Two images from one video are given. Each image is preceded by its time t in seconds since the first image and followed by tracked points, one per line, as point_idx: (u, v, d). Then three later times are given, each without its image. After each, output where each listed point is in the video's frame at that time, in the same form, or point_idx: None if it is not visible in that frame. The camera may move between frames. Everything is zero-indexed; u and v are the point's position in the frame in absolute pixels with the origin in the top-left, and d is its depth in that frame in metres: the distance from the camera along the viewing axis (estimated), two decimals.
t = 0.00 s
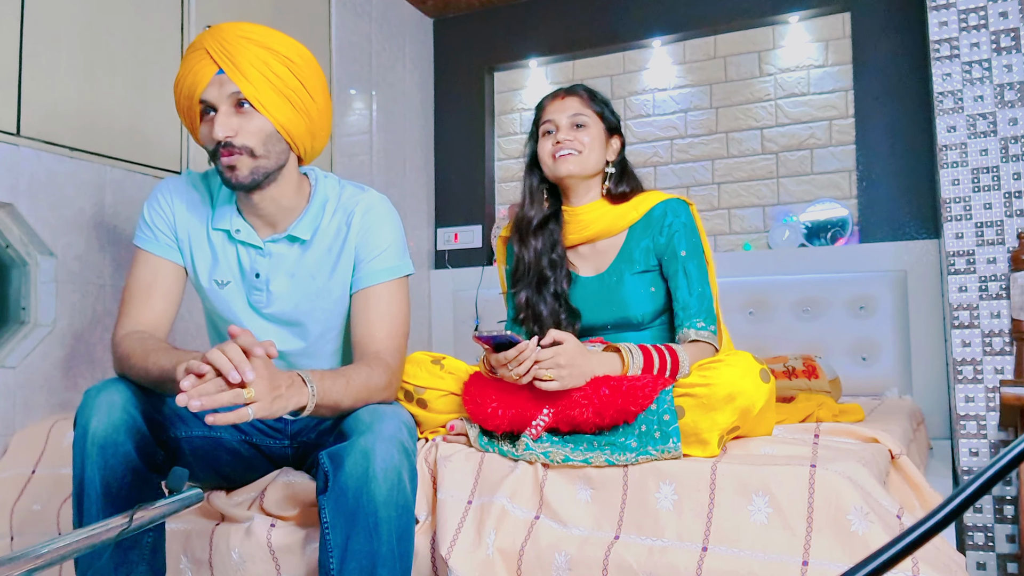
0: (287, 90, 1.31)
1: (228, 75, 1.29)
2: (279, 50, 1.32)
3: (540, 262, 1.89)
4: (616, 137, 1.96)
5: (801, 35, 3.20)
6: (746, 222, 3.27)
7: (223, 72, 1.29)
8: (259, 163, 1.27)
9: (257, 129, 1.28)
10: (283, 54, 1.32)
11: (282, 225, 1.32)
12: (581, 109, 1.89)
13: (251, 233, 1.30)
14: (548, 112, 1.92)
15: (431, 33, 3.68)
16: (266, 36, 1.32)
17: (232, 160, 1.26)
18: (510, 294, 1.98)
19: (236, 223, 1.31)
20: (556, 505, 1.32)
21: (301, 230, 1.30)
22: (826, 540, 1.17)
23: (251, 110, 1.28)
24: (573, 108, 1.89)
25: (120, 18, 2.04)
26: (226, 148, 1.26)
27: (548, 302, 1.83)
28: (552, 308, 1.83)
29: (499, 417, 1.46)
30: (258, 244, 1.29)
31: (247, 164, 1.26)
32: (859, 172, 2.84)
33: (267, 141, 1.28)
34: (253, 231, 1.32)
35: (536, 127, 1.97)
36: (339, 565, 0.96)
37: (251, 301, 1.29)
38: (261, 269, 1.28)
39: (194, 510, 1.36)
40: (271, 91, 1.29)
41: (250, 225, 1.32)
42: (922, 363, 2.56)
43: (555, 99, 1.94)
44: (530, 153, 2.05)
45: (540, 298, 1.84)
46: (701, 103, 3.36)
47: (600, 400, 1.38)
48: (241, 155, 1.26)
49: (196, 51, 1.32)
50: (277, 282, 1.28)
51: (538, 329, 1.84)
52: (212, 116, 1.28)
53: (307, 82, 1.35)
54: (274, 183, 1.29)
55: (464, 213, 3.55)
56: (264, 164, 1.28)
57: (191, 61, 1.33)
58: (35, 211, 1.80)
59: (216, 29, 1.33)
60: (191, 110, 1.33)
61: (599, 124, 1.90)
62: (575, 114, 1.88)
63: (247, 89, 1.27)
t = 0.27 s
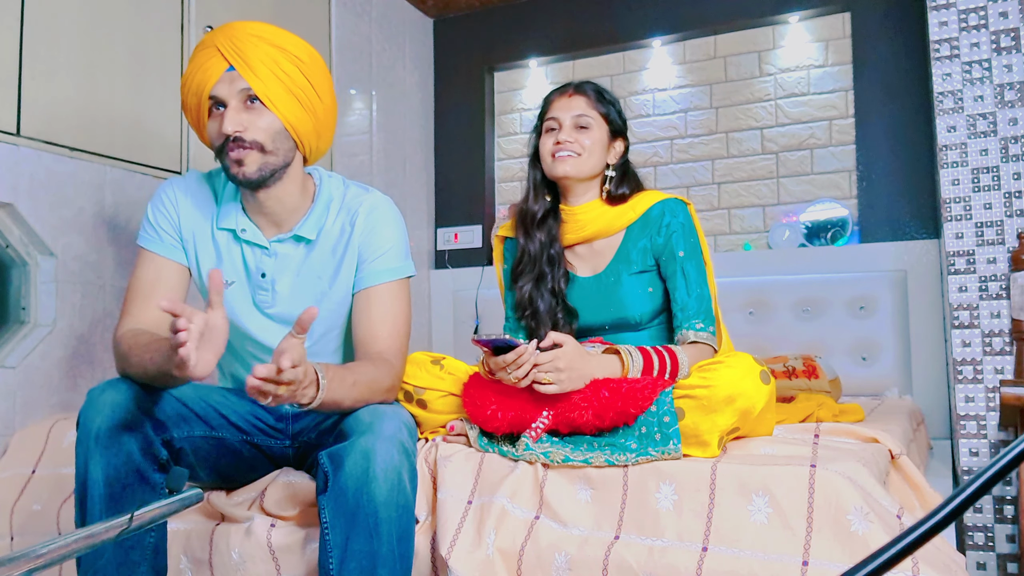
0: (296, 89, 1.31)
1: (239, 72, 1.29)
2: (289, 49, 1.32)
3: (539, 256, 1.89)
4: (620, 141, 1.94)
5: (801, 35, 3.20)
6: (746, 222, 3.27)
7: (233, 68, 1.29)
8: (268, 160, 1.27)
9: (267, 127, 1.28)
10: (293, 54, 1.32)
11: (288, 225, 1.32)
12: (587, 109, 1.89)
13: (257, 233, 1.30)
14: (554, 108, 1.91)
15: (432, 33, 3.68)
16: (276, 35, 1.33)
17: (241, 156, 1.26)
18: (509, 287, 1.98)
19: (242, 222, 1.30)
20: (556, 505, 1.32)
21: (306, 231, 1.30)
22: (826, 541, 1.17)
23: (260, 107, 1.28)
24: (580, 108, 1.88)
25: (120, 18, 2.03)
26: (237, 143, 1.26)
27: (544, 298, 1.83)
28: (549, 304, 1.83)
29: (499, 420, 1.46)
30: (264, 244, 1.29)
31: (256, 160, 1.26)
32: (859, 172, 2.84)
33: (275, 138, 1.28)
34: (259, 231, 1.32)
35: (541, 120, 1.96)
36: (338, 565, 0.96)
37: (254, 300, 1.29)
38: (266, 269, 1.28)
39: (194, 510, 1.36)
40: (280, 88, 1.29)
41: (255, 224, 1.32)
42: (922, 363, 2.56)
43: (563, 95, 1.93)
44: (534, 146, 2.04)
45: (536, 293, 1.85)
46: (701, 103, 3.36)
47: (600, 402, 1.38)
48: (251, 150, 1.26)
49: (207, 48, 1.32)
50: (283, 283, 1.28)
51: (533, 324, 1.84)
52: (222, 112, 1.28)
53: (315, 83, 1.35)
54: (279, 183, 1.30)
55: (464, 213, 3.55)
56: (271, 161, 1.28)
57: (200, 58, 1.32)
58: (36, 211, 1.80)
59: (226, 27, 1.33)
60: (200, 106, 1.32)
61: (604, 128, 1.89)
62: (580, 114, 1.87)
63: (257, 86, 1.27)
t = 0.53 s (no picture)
0: (299, 91, 1.31)
1: (245, 67, 1.29)
2: (299, 51, 1.33)
3: (541, 252, 1.88)
4: (627, 146, 1.94)
5: (801, 35, 3.20)
6: (746, 222, 3.27)
7: (240, 64, 1.30)
8: (261, 159, 1.27)
9: (263, 125, 1.28)
10: (302, 56, 1.33)
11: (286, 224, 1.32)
12: (597, 113, 1.88)
13: (256, 230, 1.30)
14: (564, 108, 1.90)
15: (432, 33, 3.68)
16: (289, 36, 1.33)
17: (234, 150, 1.26)
18: (508, 281, 1.98)
19: (241, 220, 1.30)
20: (556, 505, 1.32)
21: (306, 230, 1.29)
22: (826, 541, 1.17)
23: (258, 104, 1.28)
24: (589, 112, 1.87)
25: (120, 18, 2.03)
26: (230, 137, 1.26)
27: (543, 293, 1.83)
28: (547, 301, 1.83)
29: (499, 420, 1.46)
30: (263, 242, 1.29)
31: (247, 156, 1.26)
32: (859, 172, 2.84)
33: (271, 136, 1.28)
34: (259, 229, 1.31)
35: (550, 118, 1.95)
36: (339, 565, 0.96)
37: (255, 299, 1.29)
38: (265, 267, 1.28)
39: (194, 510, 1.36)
40: (282, 87, 1.29)
41: (255, 223, 1.32)
42: (922, 363, 2.56)
43: (574, 95, 1.92)
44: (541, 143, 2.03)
45: (535, 288, 1.84)
46: (701, 103, 3.36)
47: (600, 403, 1.38)
48: (243, 146, 1.26)
49: (220, 42, 1.33)
50: (282, 281, 1.27)
51: (530, 319, 1.84)
52: (222, 105, 1.28)
53: (322, 88, 1.35)
54: (277, 181, 1.30)
55: (464, 213, 3.55)
56: (264, 159, 1.27)
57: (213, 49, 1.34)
58: (36, 211, 1.80)
59: (243, 23, 1.34)
60: (204, 98, 1.33)
61: (612, 133, 1.89)
62: (589, 118, 1.86)
63: (258, 83, 1.28)
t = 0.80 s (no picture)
0: (297, 95, 1.32)
1: (244, 67, 1.30)
2: (300, 56, 1.34)
3: (546, 251, 1.88)
4: (632, 146, 1.93)
5: (801, 35, 3.20)
6: (746, 222, 3.27)
7: (240, 64, 1.31)
8: (251, 159, 1.26)
9: (256, 125, 1.28)
10: (303, 61, 1.33)
11: (285, 224, 1.32)
12: (603, 114, 1.88)
13: (254, 230, 1.30)
14: (570, 108, 1.90)
15: (432, 33, 3.68)
16: (293, 40, 1.34)
17: (226, 148, 1.26)
18: (512, 278, 1.98)
19: (239, 219, 1.31)
20: (556, 505, 1.32)
21: (304, 230, 1.29)
22: (826, 541, 1.17)
23: (252, 104, 1.29)
24: (595, 112, 1.87)
25: (120, 17, 2.04)
26: (223, 136, 1.26)
27: (547, 293, 1.83)
28: (551, 301, 1.83)
29: (499, 420, 1.46)
30: (260, 242, 1.29)
31: (238, 155, 1.26)
32: (859, 172, 2.84)
33: (263, 138, 1.28)
34: (257, 228, 1.31)
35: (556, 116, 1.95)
36: (339, 565, 0.96)
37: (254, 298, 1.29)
38: (263, 267, 1.28)
39: (194, 510, 1.36)
40: (279, 90, 1.30)
41: (254, 222, 1.32)
42: (922, 363, 2.56)
43: (581, 94, 1.91)
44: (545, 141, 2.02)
45: (540, 287, 1.85)
46: (701, 103, 3.36)
47: (600, 404, 1.38)
48: (235, 146, 1.26)
49: (225, 41, 1.35)
50: (280, 281, 1.28)
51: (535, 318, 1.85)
52: (217, 103, 1.29)
53: (321, 92, 1.35)
54: (273, 180, 1.30)
55: (464, 213, 3.55)
56: (256, 160, 1.27)
57: (219, 48, 1.35)
58: (35, 211, 1.80)
59: (250, 24, 1.35)
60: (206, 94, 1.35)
61: (617, 134, 1.88)
62: (595, 118, 1.86)
63: (255, 83, 1.28)
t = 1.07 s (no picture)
0: (306, 97, 1.32)
1: (253, 68, 1.30)
2: (310, 58, 1.34)
3: (547, 249, 1.88)
4: (635, 147, 1.93)
5: (801, 35, 3.20)
6: (746, 222, 3.27)
7: (250, 65, 1.31)
8: (261, 159, 1.27)
9: (266, 127, 1.29)
10: (312, 63, 1.34)
11: (286, 224, 1.32)
12: (606, 114, 1.88)
13: (255, 230, 1.30)
14: (573, 107, 1.90)
15: (431, 33, 3.68)
16: (302, 42, 1.34)
17: (235, 147, 1.27)
18: (515, 277, 1.99)
19: (240, 220, 1.31)
20: (555, 505, 1.33)
21: (304, 230, 1.30)
22: (826, 540, 1.17)
23: (263, 106, 1.29)
24: (598, 112, 1.87)
25: (120, 18, 2.04)
26: (233, 135, 1.27)
27: (549, 292, 1.84)
28: (553, 300, 1.83)
29: (499, 420, 1.46)
30: (262, 242, 1.29)
31: (248, 155, 1.27)
32: (859, 172, 2.84)
33: (273, 139, 1.28)
34: (257, 228, 1.32)
35: (559, 116, 1.95)
36: (338, 565, 0.96)
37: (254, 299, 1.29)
38: (264, 268, 1.28)
39: (194, 510, 1.36)
40: (288, 92, 1.30)
41: (254, 222, 1.32)
42: (922, 363, 2.56)
43: (584, 94, 1.91)
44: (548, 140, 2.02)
45: (541, 286, 1.85)
46: (701, 103, 3.36)
47: (600, 404, 1.38)
48: (245, 146, 1.27)
49: (232, 41, 1.34)
50: (281, 281, 1.28)
51: (536, 317, 1.85)
52: (227, 104, 1.29)
53: (329, 94, 1.36)
54: (277, 181, 1.30)
55: (465, 213, 3.55)
56: (265, 161, 1.27)
57: (226, 47, 1.35)
58: (35, 211, 1.80)
59: (257, 24, 1.35)
60: (212, 94, 1.35)
61: (620, 134, 1.88)
62: (597, 118, 1.87)
63: (266, 86, 1.29)
